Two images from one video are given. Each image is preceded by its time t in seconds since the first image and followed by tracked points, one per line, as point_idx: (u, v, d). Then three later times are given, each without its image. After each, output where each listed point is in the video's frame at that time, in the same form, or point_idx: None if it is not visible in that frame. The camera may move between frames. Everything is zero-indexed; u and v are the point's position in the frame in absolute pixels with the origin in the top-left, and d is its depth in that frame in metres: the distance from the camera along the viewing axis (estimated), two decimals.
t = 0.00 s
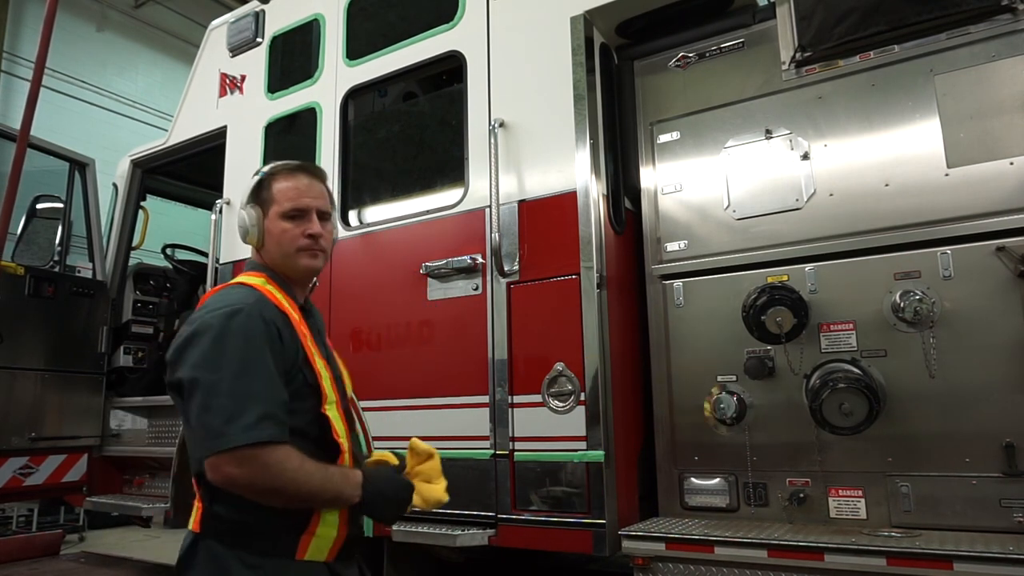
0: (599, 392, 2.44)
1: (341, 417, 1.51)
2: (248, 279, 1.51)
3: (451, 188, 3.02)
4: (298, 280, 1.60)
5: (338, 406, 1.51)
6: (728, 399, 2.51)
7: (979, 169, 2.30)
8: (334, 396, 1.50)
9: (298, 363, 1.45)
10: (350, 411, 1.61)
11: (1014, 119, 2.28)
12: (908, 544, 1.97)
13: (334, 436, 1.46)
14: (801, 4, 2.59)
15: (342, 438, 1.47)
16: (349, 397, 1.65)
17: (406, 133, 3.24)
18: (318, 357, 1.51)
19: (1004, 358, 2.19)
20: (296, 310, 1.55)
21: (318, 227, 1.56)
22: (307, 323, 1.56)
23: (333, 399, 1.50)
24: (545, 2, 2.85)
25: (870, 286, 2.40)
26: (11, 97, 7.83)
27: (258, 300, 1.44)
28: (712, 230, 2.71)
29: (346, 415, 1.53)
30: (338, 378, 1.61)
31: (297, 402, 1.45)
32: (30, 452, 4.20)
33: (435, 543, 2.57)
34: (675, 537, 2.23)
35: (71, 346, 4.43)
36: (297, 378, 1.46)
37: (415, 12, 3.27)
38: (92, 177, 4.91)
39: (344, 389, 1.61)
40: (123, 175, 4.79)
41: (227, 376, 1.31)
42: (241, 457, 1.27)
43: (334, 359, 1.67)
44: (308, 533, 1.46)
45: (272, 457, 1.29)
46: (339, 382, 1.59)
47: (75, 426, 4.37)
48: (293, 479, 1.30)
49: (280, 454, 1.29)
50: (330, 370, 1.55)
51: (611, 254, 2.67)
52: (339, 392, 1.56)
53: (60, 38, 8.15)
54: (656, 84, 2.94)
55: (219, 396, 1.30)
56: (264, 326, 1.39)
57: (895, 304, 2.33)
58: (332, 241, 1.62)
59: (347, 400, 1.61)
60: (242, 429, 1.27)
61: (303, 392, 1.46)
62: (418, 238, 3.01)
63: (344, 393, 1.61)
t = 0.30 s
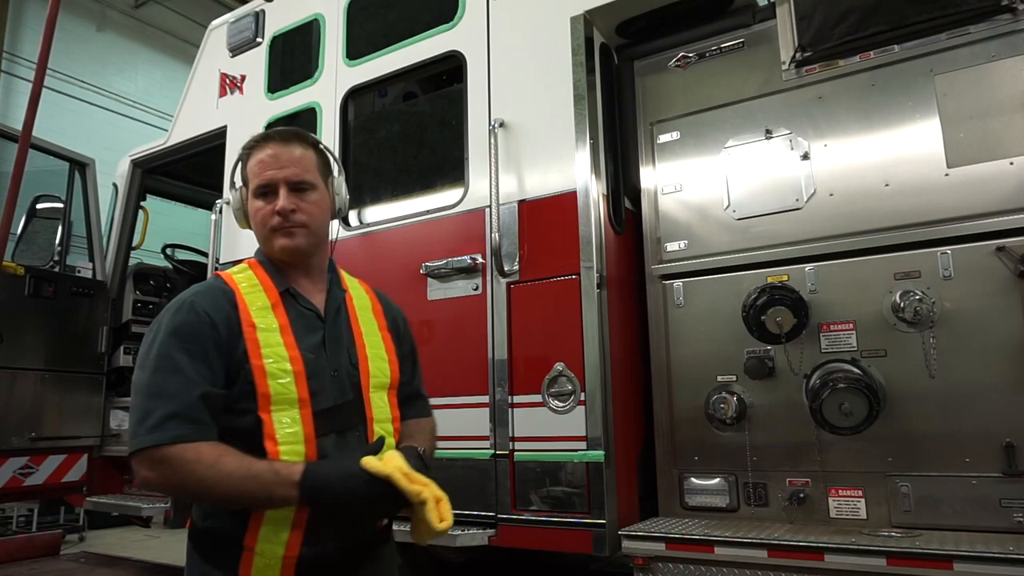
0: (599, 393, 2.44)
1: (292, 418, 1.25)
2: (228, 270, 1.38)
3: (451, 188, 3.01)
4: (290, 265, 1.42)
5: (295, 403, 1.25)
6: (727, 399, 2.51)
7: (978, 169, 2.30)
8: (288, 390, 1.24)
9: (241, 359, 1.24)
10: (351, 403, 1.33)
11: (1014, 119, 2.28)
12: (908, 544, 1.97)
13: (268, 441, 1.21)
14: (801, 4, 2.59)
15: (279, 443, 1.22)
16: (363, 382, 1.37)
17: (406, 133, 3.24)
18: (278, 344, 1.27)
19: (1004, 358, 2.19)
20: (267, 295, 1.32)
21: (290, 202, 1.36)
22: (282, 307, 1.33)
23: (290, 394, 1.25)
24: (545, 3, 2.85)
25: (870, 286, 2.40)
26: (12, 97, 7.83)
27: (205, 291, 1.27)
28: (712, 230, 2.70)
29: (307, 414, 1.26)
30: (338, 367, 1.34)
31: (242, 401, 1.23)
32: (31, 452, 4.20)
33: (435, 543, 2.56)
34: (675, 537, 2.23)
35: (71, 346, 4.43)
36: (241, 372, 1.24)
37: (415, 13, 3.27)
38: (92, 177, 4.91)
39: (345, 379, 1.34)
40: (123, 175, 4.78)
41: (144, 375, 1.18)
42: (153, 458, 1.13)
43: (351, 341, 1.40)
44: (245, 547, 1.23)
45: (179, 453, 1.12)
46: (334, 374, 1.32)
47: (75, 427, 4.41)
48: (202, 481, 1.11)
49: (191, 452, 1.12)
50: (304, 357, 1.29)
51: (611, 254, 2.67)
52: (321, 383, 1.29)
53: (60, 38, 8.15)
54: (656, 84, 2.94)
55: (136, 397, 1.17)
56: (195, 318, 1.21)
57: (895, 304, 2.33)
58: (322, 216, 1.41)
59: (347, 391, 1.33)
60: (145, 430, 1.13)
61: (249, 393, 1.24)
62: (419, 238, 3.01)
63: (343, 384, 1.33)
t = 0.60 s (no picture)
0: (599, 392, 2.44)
1: (269, 434, 1.20)
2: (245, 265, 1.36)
3: (451, 188, 3.01)
4: (307, 251, 1.33)
5: (273, 418, 1.20)
6: (728, 399, 2.51)
7: (978, 169, 2.30)
8: (266, 404, 1.20)
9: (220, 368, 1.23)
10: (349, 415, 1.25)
11: (1014, 118, 2.28)
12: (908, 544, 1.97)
13: (240, 458, 1.19)
14: (801, 4, 2.59)
15: (248, 462, 1.19)
16: (369, 393, 1.26)
17: (406, 133, 3.24)
18: (261, 350, 1.22)
19: (1005, 358, 2.19)
20: (267, 291, 1.28)
21: (300, 179, 1.27)
22: (279, 305, 1.27)
23: (268, 408, 1.20)
24: (545, 2, 2.85)
25: (870, 286, 2.39)
26: (12, 96, 7.83)
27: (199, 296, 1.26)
28: (712, 229, 2.70)
29: (288, 429, 1.21)
30: (338, 377, 1.27)
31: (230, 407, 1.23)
32: (31, 452, 4.20)
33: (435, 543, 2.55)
34: (675, 537, 2.23)
35: (71, 346, 4.43)
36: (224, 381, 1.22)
37: (415, 13, 3.27)
38: (92, 177, 4.91)
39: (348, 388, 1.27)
40: (123, 175, 4.78)
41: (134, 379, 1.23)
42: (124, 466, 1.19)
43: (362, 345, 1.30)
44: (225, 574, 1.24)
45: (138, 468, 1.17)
46: (333, 385, 1.26)
47: (76, 427, 4.41)
48: (148, 501, 1.15)
49: (143, 475, 1.15)
50: (292, 364, 1.23)
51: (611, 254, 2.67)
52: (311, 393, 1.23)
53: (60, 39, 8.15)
54: (656, 84, 2.94)
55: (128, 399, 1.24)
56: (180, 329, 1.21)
57: (895, 304, 2.33)
58: (340, 197, 1.30)
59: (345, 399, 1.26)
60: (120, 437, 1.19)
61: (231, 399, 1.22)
62: (419, 238, 3.01)
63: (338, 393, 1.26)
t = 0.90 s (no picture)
0: (599, 392, 2.44)
1: (287, 413, 1.15)
2: (282, 222, 1.34)
3: (451, 188, 3.00)
4: (369, 207, 1.33)
5: (292, 393, 1.16)
6: (727, 399, 2.51)
7: (979, 169, 2.30)
8: (287, 376, 1.16)
9: (230, 329, 1.20)
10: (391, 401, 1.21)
11: (1015, 118, 2.28)
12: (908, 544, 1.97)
13: (252, 436, 1.14)
14: (801, 4, 2.59)
15: (258, 445, 1.13)
16: (418, 381, 1.22)
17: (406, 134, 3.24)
18: (289, 315, 1.19)
19: (1005, 358, 2.19)
20: (306, 251, 1.28)
21: (376, 126, 1.29)
22: (315, 266, 1.27)
23: (289, 381, 1.16)
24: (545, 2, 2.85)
25: (870, 286, 2.39)
26: (12, 96, 7.84)
27: (223, 252, 1.26)
28: (712, 229, 2.70)
29: (308, 406, 1.16)
30: (377, 357, 1.23)
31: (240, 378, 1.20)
32: (30, 453, 4.21)
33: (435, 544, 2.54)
34: (675, 537, 2.23)
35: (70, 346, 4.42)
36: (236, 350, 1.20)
37: (415, 12, 3.27)
38: (91, 177, 4.89)
39: (387, 370, 1.22)
40: (123, 175, 4.82)
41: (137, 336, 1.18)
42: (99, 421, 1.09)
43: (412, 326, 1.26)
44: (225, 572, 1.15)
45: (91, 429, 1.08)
46: (370, 365, 1.22)
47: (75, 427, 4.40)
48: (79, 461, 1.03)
49: (91, 421, 1.09)
50: (323, 333, 1.21)
51: (611, 254, 2.68)
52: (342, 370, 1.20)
53: (59, 38, 8.15)
54: (656, 84, 2.94)
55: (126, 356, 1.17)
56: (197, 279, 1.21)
57: (895, 304, 2.33)
58: (412, 149, 1.34)
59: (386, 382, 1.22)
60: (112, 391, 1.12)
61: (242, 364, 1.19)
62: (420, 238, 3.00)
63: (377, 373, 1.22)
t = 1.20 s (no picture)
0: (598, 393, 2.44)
1: (278, 413, 1.02)
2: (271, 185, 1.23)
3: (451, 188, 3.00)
4: (368, 145, 1.20)
5: (285, 387, 1.03)
6: (727, 400, 2.51)
7: (978, 170, 2.30)
8: (279, 369, 1.03)
9: (207, 310, 1.08)
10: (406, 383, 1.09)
11: (1014, 118, 2.28)
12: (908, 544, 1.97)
13: (238, 438, 1.01)
14: (801, 3, 2.58)
15: (246, 450, 1.00)
16: (441, 366, 1.11)
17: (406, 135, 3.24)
18: (277, 292, 1.07)
19: (1005, 359, 2.19)
20: (291, 214, 1.17)
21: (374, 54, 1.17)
22: (305, 232, 1.15)
23: (278, 371, 1.03)
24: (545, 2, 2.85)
25: (870, 285, 2.40)
26: (12, 96, 7.85)
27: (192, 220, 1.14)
28: (712, 229, 2.71)
29: (303, 403, 1.03)
30: (388, 340, 1.11)
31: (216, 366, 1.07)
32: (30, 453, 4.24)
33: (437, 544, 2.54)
34: (675, 537, 2.24)
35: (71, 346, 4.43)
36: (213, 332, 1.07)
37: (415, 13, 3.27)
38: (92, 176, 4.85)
39: (400, 353, 1.11)
40: (124, 176, 4.84)
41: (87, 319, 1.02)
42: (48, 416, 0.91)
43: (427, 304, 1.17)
44: None
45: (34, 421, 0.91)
46: (379, 349, 1.10)
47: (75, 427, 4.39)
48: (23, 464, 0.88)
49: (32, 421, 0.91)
50: (321, 313, 1.09)
51: (611, 254, 2.68)
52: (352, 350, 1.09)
53: (60, 39, 8.15)
54: (656, 84, 2.94)
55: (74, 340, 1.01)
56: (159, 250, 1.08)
57: (894, 304, 2.33)
58: (417, 76, 1.22)
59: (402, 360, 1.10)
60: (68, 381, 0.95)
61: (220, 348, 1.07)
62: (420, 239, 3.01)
63: (393, 355, 1.10)
